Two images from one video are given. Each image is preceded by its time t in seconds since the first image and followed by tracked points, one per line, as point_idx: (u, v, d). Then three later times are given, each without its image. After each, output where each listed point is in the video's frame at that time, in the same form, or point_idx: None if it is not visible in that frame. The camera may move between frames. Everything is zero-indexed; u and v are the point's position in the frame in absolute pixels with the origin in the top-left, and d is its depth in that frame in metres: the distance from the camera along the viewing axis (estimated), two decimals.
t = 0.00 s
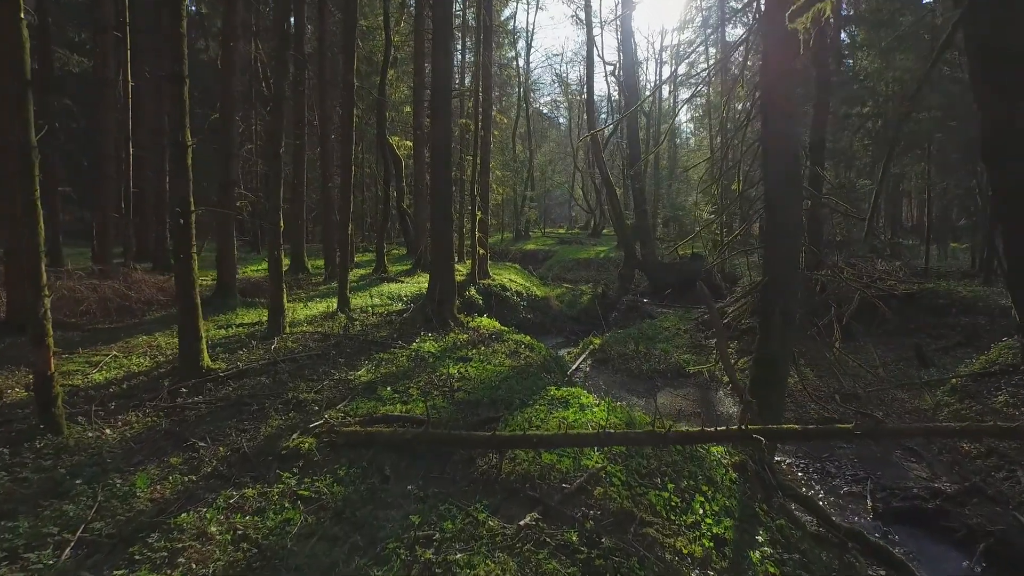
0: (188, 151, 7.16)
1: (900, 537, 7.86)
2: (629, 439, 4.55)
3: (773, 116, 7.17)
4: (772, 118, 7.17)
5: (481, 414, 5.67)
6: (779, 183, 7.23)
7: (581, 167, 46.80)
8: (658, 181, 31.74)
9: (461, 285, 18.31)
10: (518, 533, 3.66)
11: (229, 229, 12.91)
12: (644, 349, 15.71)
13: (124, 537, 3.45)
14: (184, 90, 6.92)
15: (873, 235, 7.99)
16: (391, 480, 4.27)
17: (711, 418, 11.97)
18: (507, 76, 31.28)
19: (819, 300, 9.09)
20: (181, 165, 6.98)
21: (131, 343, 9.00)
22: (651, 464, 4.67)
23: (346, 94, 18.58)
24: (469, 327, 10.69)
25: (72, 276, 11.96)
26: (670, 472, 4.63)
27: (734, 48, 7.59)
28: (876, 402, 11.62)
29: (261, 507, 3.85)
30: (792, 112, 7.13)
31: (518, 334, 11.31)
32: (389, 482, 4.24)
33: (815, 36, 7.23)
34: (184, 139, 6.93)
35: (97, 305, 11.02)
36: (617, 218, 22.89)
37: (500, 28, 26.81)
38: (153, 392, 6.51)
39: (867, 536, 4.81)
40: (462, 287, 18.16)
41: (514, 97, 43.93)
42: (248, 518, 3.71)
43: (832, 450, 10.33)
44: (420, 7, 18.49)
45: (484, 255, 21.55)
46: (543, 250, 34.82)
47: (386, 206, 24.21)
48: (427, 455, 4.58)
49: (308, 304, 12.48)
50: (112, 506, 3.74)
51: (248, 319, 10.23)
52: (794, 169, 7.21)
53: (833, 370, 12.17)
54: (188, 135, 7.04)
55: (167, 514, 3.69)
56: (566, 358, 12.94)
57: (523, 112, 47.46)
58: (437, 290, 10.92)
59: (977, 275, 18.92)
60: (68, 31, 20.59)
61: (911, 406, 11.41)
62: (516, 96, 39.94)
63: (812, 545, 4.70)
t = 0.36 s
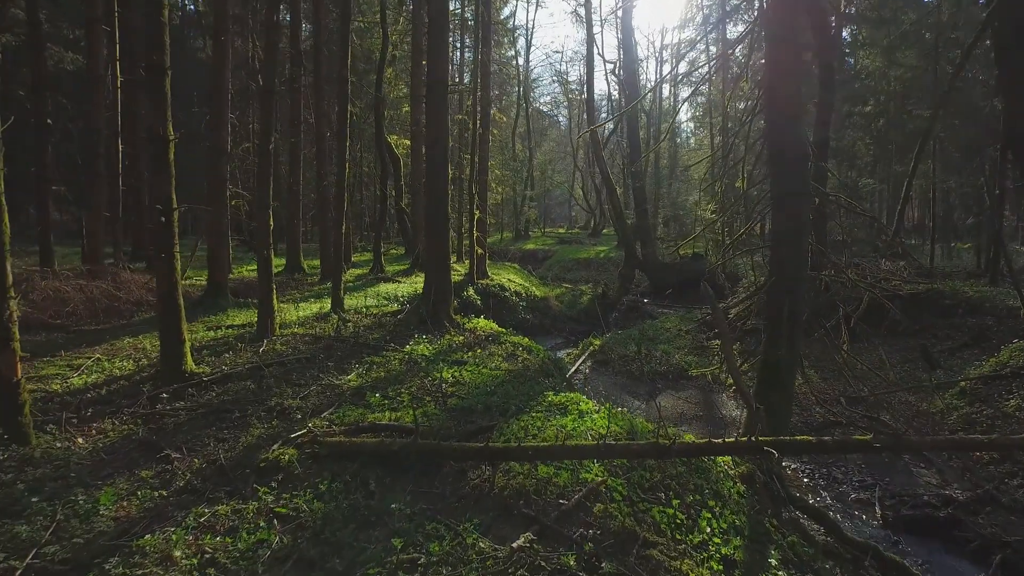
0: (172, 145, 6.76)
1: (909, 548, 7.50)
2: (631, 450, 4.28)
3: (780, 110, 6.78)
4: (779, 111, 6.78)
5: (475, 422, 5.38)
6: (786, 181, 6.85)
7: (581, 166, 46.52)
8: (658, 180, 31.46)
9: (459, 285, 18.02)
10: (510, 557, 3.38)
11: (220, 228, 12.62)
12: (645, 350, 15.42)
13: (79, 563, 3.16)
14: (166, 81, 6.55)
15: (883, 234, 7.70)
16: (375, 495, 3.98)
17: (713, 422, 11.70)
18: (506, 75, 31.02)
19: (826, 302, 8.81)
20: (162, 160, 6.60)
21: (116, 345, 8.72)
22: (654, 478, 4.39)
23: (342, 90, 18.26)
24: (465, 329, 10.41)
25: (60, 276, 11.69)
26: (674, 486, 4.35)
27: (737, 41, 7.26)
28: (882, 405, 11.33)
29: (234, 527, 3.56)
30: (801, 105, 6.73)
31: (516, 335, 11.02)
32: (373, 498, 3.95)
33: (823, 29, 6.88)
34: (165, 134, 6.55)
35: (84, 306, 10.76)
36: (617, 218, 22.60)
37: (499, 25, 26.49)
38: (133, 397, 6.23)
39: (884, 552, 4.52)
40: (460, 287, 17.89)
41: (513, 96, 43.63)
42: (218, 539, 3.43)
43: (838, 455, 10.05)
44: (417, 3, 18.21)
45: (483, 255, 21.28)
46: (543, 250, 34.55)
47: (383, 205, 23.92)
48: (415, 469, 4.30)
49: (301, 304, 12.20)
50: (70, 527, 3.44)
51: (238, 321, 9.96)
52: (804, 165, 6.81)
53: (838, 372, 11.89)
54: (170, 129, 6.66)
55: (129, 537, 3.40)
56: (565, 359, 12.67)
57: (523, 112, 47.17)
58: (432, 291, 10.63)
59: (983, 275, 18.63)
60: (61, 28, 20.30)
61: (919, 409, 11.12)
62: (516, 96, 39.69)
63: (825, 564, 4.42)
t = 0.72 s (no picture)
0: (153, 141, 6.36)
1: (921, 559, 6.92)
2: (633, 466, 4.01)
3: (784, 103, 6.42)
4: (784, 105, 6.42)
5: (466, 433, 5.09)
6: (793, 178, 6.50)
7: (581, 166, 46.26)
8: (659, 180, 31.19)
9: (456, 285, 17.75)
10: None
11: (212, 229, 12.35)
12: (646, 352, 15.16)
13: None
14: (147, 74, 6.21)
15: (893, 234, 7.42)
16: (358, 515, 3.70)
17: (716, 426, 11.43)
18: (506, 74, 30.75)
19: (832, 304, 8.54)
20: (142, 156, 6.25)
21: (101, 350, 8.45)
22: (656, 494, 4.12)
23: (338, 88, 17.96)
24: (462, 331, 10.15)
25: (47, 277, 11.41)
26: (678, 504, 4.07)
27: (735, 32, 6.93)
28: (889, 409, 11.05)
29: (202, 551, 3.29)
30: (807, 97, 6.37)
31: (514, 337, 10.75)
32: (355, 518, 3.67)
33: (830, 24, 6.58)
34: (146, 128, 6.20)
35: (70, 308, 10.48)
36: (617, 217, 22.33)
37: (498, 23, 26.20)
38: (111, 404, 5.95)
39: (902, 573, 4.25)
40: (458, 288, 17.63)
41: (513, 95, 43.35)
42: (184, 566, 3.16)
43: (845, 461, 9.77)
44: None
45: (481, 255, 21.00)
46: (542, 250, 34.29)
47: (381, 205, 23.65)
48: (402, 485, 4.04)
49: (295, 306, 11.94)
50: (20, 554, 3.16)
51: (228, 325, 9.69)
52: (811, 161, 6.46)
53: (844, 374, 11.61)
54: (151, 124, 6.31)
55: (85, 564, 3.12)
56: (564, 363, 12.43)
57: (523, 111, 46.93)
58: (427, 292, 10.34)
59: (988, 275, 18.34)
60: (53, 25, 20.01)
61: (927, 413, 10.85)
62: (515, 95, 39.43)
63: None
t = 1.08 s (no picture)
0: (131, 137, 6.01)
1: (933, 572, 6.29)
2: (634, 484, 3.74)
3: (788, 96, 6.09)
4: (788, 98, 6.09)
5: (458, 444, 4.83)
6: (798, 176, 6.17)
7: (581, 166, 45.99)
8: (659, 179, 30.90)
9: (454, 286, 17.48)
10: None
11: (202, 228, 12.06)
12: (647, 354, 14.87)
13: None
14: (125, 65, 5.85)
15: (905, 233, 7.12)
16: (337, 539, 3.42)
17: (718, 431, 11.13)
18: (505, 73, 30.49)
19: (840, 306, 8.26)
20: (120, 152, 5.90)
21: (83, 354, 8.14)
22: (659, 514, 3.84)
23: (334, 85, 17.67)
24: (456, 334, 9.87)
25: (32, 279, 11.10)
26: (682, 524, 3.80)
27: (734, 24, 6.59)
28: (896, 414, 10.76)
29: None
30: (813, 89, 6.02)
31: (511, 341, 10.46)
32: (334, 542, 3.40)
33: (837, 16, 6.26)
34: (123, 123, 5.83)
35: (55, 311, 10.17)
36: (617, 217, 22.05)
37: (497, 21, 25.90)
38: (85, 413, 5.66)
39: None
40: (455, 289, 17.36)
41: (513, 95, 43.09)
42: None
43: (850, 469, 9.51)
44: None
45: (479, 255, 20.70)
46: (541, 250, 34.02)
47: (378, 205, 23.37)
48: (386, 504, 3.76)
49: (286, 308, 11.65)
50: None
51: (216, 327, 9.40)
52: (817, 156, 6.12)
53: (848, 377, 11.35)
54: (129, 118, 5.94)
55: None
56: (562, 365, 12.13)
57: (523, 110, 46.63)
58: (422, 294, 10.03)
59: (994, 275, 18.06)
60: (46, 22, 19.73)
61: (935, 418, 10.56)
62: (515, 94, 39.17)
63: None
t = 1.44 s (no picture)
0: (106, 130, 5.74)
1: None
2: (635, 504, 3.44)
3: (794, 86, 5.74)
4: (795, 88, 5.73)
5: (446, 456, 4.52)
6: (807, 171, 5.82)
7: (581, 166, 45.74)
8: (659, 179, 30.62)
9: (451, 286, 17.20)
10: None
11: (192, 227, 11.77)
12: (648, 356, 14.59)
13: None
14: (98, 54, 5.59)
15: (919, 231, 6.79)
16: (309, 565, 3.14)
17: (721, 435, 10.84)
18: (505, 71, 30.22)
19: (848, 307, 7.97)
20: (94, 145, 5.60)
21: (62, 358, 7.82)
22: (663, 538, 3.54)
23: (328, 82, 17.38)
24: (452, 335, 9.57)
25: (16, 279, 10.78)
26: (687, 547, 3.51)
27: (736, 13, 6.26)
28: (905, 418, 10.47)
29: None
30: (820, 77, 5.65)
31: (509, 343, 10.17)
32: (305, 568, 3.11)
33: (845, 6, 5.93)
34: (98, 115, 5.57)
35: (38, 311, 9.83)
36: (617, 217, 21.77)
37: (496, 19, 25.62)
38: (55, 421, 5.34)
39: None
40: (452, 289, 17.08)
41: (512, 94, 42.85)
42: None
43: (858, 476, 9.23)
44: None
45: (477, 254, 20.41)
46: (541, 250, 33.76)
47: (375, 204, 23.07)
48: (364, 527, 3.45)
49: (278, 310, 11.36)
50: None
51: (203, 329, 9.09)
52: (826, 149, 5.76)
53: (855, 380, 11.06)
54: (104, 110, 5.68)
55: None
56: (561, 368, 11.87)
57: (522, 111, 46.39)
58: (416, 295, 9.72)
59: (1000, 275, 17.76)
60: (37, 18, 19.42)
61: (945, 421, 10.26)
62: (514, 93, 38.87)
63: None
